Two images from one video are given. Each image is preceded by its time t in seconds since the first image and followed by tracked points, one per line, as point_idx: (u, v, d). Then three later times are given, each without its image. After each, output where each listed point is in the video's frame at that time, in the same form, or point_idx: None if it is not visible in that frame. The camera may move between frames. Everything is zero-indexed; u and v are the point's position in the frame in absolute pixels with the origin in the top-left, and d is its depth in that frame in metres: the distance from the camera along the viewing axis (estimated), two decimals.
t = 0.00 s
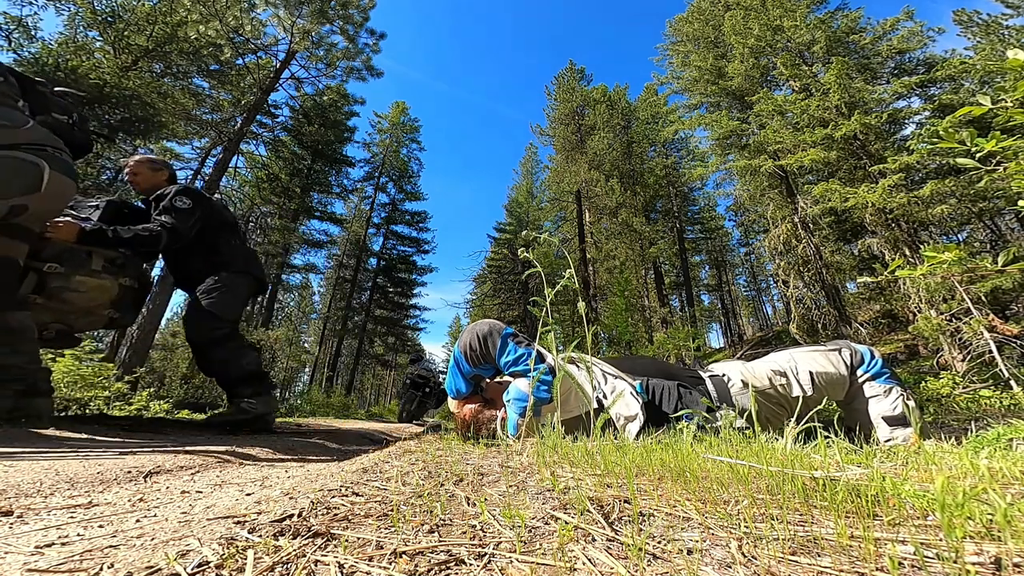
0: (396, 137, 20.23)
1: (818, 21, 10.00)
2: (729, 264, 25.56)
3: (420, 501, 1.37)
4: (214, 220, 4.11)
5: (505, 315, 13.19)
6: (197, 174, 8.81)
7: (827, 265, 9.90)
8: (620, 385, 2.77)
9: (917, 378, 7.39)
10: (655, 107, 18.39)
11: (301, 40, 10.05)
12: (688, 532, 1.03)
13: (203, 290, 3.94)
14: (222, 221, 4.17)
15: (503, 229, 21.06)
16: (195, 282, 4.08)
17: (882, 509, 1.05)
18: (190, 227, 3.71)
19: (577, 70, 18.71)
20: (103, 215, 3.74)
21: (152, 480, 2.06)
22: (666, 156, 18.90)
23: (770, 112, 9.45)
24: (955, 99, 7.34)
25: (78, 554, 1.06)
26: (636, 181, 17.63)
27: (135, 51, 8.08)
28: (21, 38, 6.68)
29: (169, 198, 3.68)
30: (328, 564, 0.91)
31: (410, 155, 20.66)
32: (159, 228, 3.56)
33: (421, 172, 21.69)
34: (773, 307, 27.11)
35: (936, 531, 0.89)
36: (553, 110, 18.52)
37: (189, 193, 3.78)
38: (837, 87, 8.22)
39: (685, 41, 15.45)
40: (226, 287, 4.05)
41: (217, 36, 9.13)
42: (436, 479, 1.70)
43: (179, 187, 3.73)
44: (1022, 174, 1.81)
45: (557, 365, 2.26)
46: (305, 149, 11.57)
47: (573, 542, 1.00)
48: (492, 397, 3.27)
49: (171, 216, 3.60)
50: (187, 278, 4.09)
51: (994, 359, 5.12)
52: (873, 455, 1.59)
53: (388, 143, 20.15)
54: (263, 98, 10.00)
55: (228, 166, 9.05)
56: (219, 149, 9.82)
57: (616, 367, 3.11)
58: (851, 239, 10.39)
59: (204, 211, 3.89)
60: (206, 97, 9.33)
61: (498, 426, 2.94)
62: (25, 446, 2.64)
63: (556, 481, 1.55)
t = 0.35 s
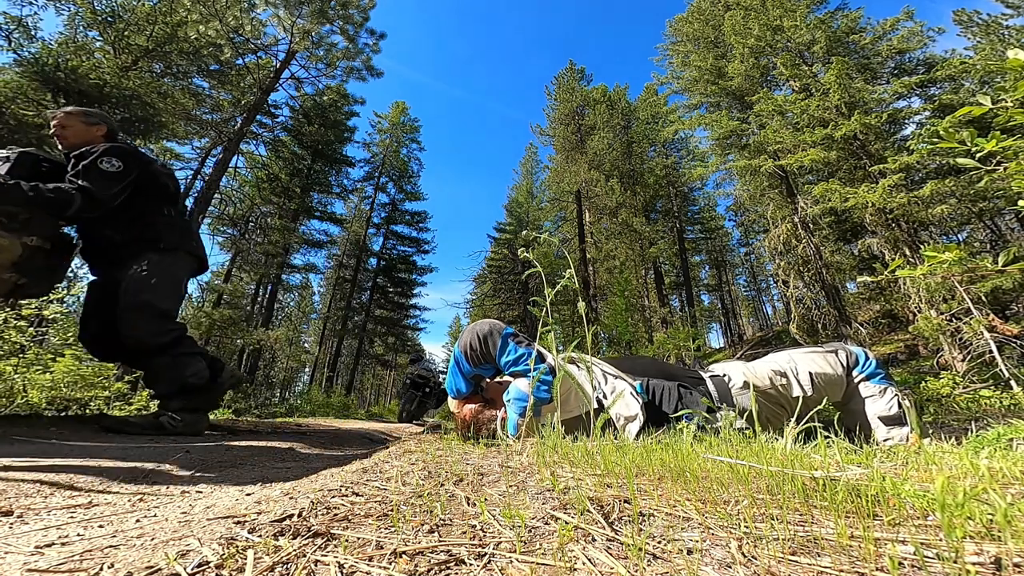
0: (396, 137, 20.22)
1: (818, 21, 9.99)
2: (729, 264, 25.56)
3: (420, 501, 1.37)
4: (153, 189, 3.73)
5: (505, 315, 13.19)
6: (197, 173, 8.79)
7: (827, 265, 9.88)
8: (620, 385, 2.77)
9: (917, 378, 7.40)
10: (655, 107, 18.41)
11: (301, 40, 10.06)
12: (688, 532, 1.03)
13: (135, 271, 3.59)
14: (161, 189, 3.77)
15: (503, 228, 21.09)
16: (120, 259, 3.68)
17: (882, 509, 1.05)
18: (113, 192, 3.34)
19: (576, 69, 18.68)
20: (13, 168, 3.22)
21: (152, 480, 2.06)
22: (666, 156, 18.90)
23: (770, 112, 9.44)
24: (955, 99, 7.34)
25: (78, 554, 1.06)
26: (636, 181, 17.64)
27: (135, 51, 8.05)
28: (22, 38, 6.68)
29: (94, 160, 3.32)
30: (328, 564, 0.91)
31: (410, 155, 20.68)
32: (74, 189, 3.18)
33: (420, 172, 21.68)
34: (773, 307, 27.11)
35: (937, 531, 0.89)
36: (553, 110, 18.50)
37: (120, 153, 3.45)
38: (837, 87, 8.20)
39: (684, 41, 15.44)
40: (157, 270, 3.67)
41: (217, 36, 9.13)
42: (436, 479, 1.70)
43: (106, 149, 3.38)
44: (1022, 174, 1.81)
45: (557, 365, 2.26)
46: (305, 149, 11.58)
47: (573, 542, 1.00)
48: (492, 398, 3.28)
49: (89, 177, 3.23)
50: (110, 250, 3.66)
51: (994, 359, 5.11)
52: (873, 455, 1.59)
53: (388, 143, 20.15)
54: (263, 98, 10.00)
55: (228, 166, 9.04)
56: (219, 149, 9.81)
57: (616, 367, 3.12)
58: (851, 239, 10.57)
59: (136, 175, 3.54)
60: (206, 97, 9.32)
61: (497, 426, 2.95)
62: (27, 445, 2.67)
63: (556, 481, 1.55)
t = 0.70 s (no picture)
0: (396, 137, 20.22)
1: (818, 21, 9.99)
2: (729, 264, 25.56)
3: (420, 501, 1.37)
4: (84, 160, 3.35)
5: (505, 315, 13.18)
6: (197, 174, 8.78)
7: (828, 265, 9.86)
8: (620, 385, 2.77)
9: (917, 378, 7.40)
10: (655, 107, 18.42)
11: (301, 40, 10.07)
12: (688, 532, 1.03)
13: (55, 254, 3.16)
14: (92, 159, 3.35)
15: (503, 229, 21.09)
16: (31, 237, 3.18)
17: (882, 509, 1.05)
18: (28, 156, 3.02)
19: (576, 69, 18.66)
20: None
21: (152, 479, 2.06)
22: (666, 156, 18.91)
23: (770, 112, 9.44)
24: (955, 99, 7.34)
25: (78, 554, 1.06)
26: (636, 181, 17.65)
27: (135, 51, 8.09)
28: (22, 38, 6.68)
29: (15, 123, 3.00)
30: (328, 564, 0.91)
31: (410, 155, 20.68)
32: None
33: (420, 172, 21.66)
34: (772, 306, 27.10)
35: (936, 531, 0.89)
36: (553, 110, 18.48)
37: (46, 116, 3.13)
38: (837, 87, 8.19)
39: (684, 41, 15.44)
40: (80, 254, 3.22)
41: (217, 36, 9.09)
42: (436, 479, 1.70)
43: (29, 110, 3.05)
44: (1021, 174, 1.82)
45: (556, 365, 2.26)
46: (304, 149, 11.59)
47: (573, 542, 1.00)
48: (492, 398, 3.28)
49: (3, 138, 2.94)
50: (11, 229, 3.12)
51: (994, 359, 5.10)
52: (873, 455, 1.59)
53: (389, 143, 20.14)
54: (264, 99, 9.98)
55: (228, 166, 9.03)
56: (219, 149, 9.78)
57: (616, 367, 3.12)
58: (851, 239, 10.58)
59: (64, 145, 3.19)
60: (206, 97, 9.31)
61: (497, 426, 2.95)
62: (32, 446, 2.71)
63: (556, 481, 1.55)
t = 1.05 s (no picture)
0: (396, 137, 20.19)
1: (818, 21, 9.98)
2: (729, 264, 25.56)
3: (420, 501, 1.37)
4: None
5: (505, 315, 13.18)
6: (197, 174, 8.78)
7: (827, 265, 9.85)
8: (620, 385, 2.78)
9: (916, 378, 7.41)
10: (655, 107, 18.43)
11: (301, 40, 10.08)
12: (688, 532, 1.04)
13: None
14: None
15: (503, 228, 21.11)
16: None
17: (882, 509, 1.06)
18: None
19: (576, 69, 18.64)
20: None
21: (152, 479, 2.07)
22: (666, 156, 18.92)
23: (769, 112, 9.44)
24: (955, 99, 7.32)
25: (78, 554, 1.06)
26: (636, 181, 17.68)
27: (135, 51, 8.41)
28: (22, 38, 6.68)
29: None
30: (328, 564, 0.91)
31: (410, 155, 20.69)
32: None
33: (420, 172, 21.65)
34: (772, 306, 27.11)
35: (936, 530, 0.89)
36: (553, 110, 18.46)
37: None
38: (837, 87, 8.18)
39: (684, 41, 15.44)
40: None
41: (217, 36, 8.92)
42: (437, 479, 1.70)
43: None
44: (1021, 174, 1.81)
45: (557, 365, 2.26)
46: (304, 148, 11.61)
47: (573, 542, 1.00)
48: (492, 398, 3.29)
49: None
50: None
51: (994, 359, 5.10)
52: (872, 455, 1.59)
53: (388, 143, 20.14)
54: (264, 98, 9.94)
55: (228, 166, 9.03)
56: (219, 149, 9.74)
57: (616, 367, 3.13)
58: (851, 239, 10.61)
59: None
60: (206, 97, 9.30)
61: (498, 426, 2.95)
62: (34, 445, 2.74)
63: (556, 481, 1.55)
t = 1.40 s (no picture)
0: (396, 137, 20.19)
1: (818, 21, 9.98)
2: (729, 264, 25.56)
3: (420, 501, 1.37)
4: None
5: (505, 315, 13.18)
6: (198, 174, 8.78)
7: (827, 265, 9.85)
8: (620, 385, 2.78)
9: (916, 378, 7.41)
10: (655, 107, 18.42)
11: (301, 40, 10.07)
12: (688, 532, 1.03)
13: None
14: None
15: (503, 229, 21.09)
16: None
17: (882, 509, 1.05)
18: None
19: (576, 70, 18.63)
20: None
21: (151, 480, 2.06)
22: (666, 156, 18.91)
23: (769, 112, 9.44)
24: (956, 99, 7.32)
25: (78, 554, 1.06)
26: (636, 181, 17.69)
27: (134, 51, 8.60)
28: (22, 38, 6.68)
29: None
30: (328, 564, 0.91)
31: (410, 155, 20.68)
32: None
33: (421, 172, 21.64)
34: (772, 306, 27.09)
35: (937, 531, 0.89)
36: (553, 110, 18.45)
37: None
38: (837, 87, 8.18)
39: (685, 41, 15.45)
40: None
41: (217, 36, 8.90)
42: (437, 479, 1.70)
43: None
44: (1022, 174, 1.81)
45: (557, 365, 2.26)
46: (304, 148, 11.61)
47: (573, 542, 1.00)
48: (492, 397, 3.28)
49: None
50: None
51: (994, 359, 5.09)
52: (873, 455, 1.59)
53: (388, 143, 20.14)
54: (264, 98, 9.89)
55: (228, 166, 9.02)
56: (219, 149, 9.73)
57: (616, 367, 3.13)
58: (851, 239, 10.63)
59: None
60: (206, 97, 9.30)
61: (498, 426, 2.95)
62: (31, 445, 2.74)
63: (556, 481, 1.55)
